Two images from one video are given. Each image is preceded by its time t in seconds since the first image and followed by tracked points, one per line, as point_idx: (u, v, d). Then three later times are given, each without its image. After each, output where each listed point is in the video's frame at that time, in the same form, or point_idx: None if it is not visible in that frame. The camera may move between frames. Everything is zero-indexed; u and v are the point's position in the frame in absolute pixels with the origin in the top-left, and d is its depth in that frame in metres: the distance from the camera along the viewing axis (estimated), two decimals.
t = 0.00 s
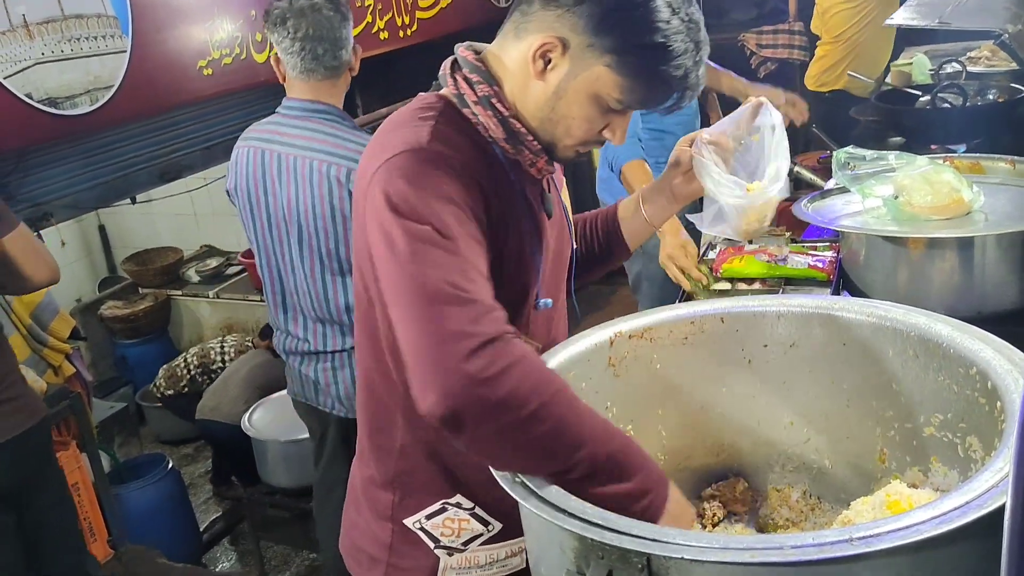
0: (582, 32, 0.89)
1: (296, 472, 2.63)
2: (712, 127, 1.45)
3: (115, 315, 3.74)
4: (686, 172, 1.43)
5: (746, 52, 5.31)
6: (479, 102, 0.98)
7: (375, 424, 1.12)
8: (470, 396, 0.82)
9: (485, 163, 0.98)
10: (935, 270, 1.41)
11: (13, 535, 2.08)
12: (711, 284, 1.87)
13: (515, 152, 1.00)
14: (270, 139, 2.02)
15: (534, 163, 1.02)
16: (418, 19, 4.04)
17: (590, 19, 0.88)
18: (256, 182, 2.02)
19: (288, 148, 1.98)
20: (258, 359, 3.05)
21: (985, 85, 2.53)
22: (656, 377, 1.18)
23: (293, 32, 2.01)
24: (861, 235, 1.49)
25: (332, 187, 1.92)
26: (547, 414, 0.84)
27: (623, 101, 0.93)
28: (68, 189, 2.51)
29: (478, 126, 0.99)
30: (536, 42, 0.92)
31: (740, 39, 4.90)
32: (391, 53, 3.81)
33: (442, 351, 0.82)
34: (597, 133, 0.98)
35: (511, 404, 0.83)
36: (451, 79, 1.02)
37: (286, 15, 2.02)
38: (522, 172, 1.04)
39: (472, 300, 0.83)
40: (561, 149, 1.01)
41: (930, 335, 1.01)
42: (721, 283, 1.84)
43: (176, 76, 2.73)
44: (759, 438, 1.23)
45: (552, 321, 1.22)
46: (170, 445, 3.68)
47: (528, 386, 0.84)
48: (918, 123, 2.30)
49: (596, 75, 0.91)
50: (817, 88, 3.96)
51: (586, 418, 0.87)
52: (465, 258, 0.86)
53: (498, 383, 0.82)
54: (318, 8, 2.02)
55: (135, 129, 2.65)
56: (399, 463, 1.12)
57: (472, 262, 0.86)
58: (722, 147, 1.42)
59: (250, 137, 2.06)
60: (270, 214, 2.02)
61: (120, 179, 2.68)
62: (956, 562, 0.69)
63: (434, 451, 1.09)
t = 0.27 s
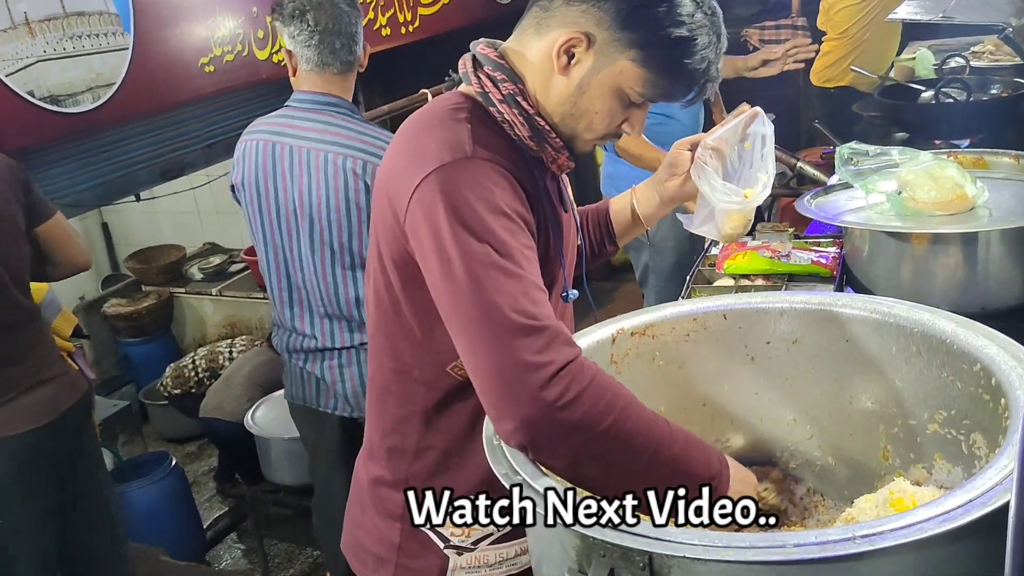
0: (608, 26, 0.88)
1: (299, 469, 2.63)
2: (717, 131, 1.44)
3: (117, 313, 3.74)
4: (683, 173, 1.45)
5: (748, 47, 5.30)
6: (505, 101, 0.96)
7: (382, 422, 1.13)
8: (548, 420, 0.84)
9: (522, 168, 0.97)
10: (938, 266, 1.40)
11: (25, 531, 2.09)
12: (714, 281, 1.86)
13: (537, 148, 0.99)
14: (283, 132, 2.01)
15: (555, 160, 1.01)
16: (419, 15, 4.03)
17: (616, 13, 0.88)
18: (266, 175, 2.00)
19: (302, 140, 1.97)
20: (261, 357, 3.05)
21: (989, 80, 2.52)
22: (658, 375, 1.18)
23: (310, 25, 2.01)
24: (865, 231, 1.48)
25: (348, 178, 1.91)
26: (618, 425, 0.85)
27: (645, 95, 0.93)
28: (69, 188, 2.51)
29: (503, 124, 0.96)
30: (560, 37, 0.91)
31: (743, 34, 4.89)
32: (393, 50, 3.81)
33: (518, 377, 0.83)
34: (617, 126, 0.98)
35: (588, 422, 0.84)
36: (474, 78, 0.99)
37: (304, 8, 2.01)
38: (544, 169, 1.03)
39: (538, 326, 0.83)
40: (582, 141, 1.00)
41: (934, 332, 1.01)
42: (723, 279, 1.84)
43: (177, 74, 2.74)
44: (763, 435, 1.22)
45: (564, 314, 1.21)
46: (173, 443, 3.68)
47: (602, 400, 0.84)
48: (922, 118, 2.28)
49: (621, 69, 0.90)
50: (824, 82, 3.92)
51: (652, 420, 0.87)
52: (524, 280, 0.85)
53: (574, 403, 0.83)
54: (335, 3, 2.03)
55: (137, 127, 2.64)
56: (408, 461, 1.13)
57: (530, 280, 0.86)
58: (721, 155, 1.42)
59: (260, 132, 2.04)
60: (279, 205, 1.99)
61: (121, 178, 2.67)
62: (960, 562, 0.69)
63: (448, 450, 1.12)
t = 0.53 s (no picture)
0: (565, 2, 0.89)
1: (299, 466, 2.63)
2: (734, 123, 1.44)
3: (118, 311, 3.73)
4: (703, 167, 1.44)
5: (749, 41, 5.30)
6: (472, 96, 0.98)
7: (378, 419, 1.13)
8: (489, 415, 0.81)
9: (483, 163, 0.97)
10: (937, 261, 1.40)
11: (33, 530, 2.09)
12: (714, 277, 1.86)
13: (510, 140, 1.00)
14: (271, 133, 1.98)
15: (535, 148, 1.03)
16: (418, 12, 4.02)
17: None
18: (256, 177, 1.98)
19: (291, 140, 1.96)
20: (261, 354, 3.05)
21: (988, 74, 2.51)
22: (658, 372, 1.18)
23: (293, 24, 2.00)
24: (864, 226, 1.48)
25: (342, 175, 1.91)
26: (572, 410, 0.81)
27: (614, 65, 0.92)
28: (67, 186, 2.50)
29: (473, 119, 0.98)
30: (520, 21, 0.91)
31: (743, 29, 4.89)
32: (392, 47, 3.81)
33: (454, 374, 0.81)
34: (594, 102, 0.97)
35: (531, 413, 0.81)
36: (440, 75, 1.01)
37: (285, 7, 2.00)
38: (518, 162, 1.04)
39: (478, 318, 0.81)
40: (560, 122, 1.00)
41: (933, 327, 1.00)
42: (723, 276, 1.84)
43: (176, 72, 2.74)
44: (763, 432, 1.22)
45: (555, 310, 1.20)
46: (174, 441, 3.68)
47: (544, 388, 0.81)
48: (921, 113, 2.28)
49: (585, 42, 0.90)
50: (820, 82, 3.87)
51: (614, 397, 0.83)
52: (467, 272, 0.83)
53: (512, 396, 0.80)
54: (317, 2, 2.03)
55: (135, 124, 2.64)
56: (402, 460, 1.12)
57: (474, 270, 0.83)
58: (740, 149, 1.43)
59: (242, 137, 2.02)
60: (272, 206, 1.98)
61: (120, 176, 2.65)
62: (958, 558, 0.69)
63: (440, 447, 1.10)
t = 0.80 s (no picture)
0: None
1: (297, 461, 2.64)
2: (742, 133, 1.30)
3: (116, 307, 3.73)
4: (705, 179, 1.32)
5: (746, 34, 5.29)
6: (423, 90, 1.00)
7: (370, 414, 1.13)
8: (372, 376, 0.80)
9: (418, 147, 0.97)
10: (935, 256, 1.40)
11: (47, 523, 2.08)
12: (712, 271, 1.86)
13: (466, 131, 1.03)
14: (237, 137, 1.98)
15: (496, 135, 1.06)
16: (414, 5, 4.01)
17: None
18: (225, 180, 1.98)
19: (257, 144, 1.96)
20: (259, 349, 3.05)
21: (986, 67, 2.51)
22: (652, 368, 1.18)
23: (250, 26, 2.00)
24: (861, 220, 1.48)
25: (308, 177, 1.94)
26: (452, 334, 0.79)
27: (559, 19, 0.89)
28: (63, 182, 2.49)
29: (426, 113, 1.00)
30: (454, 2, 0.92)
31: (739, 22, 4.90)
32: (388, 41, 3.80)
33: (335, 344, 0.81)
34: (555, 60, 0.93)
35: (408, 365, 0.79)
36: (395, 74, 1.04)
37: (242, 9, 2.01)
38: (476, 153, 1.07)
39: (359, 279, 0.80)
40: (526, 95, 0.98)
41: (930, 324, 1.01)
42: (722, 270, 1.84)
43: (171, 67, 2.73)
44: (759, 427, 1.22)
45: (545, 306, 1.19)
46: (173, 436, 3.69)
47: (413, 332, 0.78)
48: (919, 107, 2.28)
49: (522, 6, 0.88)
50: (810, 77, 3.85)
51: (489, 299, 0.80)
52: (352, 241, 0.83)
53: (390, 339, 0.78)
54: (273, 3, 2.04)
55: (131, 120, 2.63)
56: (395, 455, 1.12)
57: (362, 237, 0.83)
58: (743, 159, 1.27)
59: (208, 142, 2.02)
60: (243, 210, 2.00)
61: (115, 172, 2.65)
62: (957, 556, 0.69)
63: (427, 444, 1.10)
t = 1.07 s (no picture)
0: None
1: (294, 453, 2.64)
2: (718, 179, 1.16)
3: (111, 300, 3.72)
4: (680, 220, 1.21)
5: (742, 24, 5.29)
6: (401, 81, 0.99)
7: (368, 405, 1.13)
8: (317, 365, 0.80)
9: (395, 139, 0.98)
10: (933, 246, 1.40)
11: (50, 515, 2.07)
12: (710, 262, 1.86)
13: (445, 123, 1.02)
14: (209, 135, 2.02)
15: (476, 128, 1.05)
16: None
17: None
18: (202, 178, 2.04)
19: (228, 141, 2.00)
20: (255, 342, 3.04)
21: (982, 57, 2.51)
22: (653, 358, 1.18)
23: (217, 24, 2.02)
24: (860, 211, 1.48)
25: (280, 168, 1.99)
26: (400, 325, 0.79)
27: (534, 14, 0.89)
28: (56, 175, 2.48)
29: (406, 105, 1.00)
30: None
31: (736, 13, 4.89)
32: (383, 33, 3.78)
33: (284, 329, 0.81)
34: (535, 56, 0.94)
35: (357, 350, 0.79)
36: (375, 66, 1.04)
37: (209, 7, 2.02)
38: (455, 145, 1.06)
39: (315, 269, 0.81)
40: (504, 94, 0.98)
41: (931, 314, 1.00)
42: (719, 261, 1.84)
43: (165, 59, 2.72)
44: (759, 417, 1.23)
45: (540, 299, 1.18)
46: (169, 429, 3.68)
47: (362, 316, 0.78)
48: (916, 98, 2.28)
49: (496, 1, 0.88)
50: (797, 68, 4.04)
51: (441, 291, 0.80)
52: (313, 231, 0.84)
53: (339, 329, 0.79)
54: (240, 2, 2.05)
55: (124, 112, 2.61)
56: (393, 445, 1.12)
57: (324, 229, 0.84)
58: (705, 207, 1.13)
59: (181, 142, 2.07)
60: (219, 204, 2.06)
61: (109, 165, 2.65)
62: (961, 544, 0.69)
63: (416, 434, 1.10)
